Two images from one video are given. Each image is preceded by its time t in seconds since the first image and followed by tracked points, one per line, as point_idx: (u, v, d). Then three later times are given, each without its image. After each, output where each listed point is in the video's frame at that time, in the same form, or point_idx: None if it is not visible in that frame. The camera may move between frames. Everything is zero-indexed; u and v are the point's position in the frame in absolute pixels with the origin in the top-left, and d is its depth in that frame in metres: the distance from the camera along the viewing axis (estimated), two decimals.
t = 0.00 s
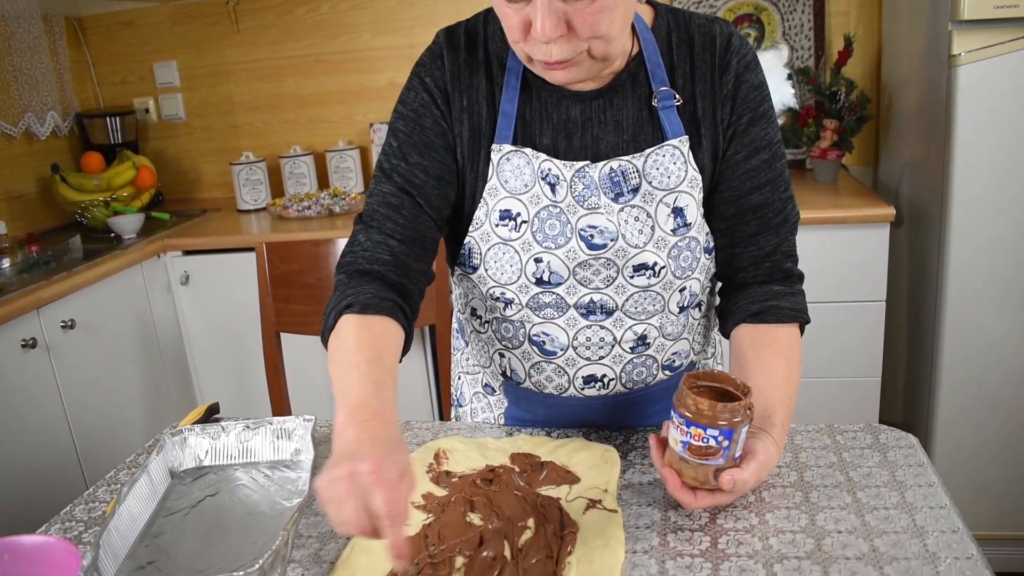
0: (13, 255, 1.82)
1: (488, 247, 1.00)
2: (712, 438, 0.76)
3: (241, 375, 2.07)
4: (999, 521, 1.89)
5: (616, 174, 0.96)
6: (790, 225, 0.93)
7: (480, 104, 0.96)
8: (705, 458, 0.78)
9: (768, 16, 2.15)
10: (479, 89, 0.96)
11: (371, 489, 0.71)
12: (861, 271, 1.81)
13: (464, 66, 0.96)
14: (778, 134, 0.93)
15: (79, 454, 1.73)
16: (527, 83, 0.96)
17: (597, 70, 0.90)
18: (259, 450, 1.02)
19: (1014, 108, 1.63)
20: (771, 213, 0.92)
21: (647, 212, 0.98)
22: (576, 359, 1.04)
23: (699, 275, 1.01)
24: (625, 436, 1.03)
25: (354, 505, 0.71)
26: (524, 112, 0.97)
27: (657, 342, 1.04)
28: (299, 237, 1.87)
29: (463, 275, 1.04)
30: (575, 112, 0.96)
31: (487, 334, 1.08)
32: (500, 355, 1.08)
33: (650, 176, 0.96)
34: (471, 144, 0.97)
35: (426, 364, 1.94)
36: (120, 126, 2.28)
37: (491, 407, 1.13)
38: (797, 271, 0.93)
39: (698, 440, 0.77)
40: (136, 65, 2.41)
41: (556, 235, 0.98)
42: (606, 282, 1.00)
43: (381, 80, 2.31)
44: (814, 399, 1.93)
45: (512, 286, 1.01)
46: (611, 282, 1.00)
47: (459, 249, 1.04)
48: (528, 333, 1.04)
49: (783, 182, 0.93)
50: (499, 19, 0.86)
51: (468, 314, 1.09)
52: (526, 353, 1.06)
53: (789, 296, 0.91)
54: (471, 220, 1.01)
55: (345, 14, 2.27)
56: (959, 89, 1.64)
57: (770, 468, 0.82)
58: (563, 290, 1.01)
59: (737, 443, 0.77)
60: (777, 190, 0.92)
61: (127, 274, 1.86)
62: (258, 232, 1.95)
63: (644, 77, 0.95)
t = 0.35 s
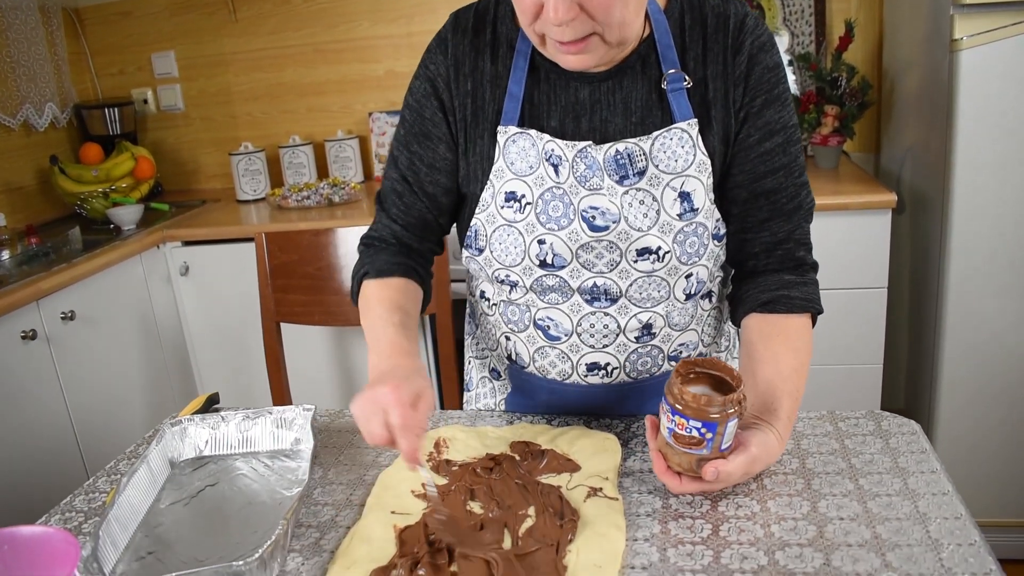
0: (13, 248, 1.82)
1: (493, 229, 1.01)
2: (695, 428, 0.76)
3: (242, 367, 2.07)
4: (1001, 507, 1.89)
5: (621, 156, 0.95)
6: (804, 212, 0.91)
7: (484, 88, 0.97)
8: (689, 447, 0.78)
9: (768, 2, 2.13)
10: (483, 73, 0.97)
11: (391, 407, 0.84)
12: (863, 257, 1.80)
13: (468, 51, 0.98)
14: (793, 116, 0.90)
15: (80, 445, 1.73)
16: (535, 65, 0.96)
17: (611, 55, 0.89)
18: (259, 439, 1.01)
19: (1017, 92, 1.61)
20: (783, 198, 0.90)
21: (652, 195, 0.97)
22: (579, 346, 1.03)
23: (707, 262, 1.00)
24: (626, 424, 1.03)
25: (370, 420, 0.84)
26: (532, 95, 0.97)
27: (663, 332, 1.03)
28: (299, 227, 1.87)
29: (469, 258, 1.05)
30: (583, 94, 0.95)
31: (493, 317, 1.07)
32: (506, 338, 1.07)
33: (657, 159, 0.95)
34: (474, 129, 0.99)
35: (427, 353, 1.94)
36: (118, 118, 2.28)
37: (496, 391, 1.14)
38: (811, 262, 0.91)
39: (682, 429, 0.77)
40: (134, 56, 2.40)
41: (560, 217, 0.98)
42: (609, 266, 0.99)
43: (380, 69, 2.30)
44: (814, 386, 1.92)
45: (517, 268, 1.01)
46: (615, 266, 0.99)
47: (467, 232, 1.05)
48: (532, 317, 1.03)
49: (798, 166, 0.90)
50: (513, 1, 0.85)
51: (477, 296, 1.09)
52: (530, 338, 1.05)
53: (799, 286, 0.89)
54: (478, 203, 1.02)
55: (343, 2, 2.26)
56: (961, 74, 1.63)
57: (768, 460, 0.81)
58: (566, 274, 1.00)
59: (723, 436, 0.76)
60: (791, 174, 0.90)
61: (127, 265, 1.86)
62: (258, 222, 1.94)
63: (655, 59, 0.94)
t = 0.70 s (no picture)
0: (11, 233, 1.81)
1: (514, 182, 1.05)
2: (689, 415, 0.76)
3: (240, 354, 2.07)
4: (1000, 498, 1.88)
5: (635, 120, 0.98)
6: (813, 195, 0.89)
7: (509, 54, 1.06)
8: (685, 434, 0.78)
9: None
10: (508, 41, 1.06)
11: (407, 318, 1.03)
12: (864, 248, 1.79)
13: (496, 21, 1.07)
14: (806, 99, 0.90)
15: (78, 431, 1.73)
16: (562, 34, 1.03)
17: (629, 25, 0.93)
18: (256, 425, 1.01)
19: (1022, 81, 1.60)
20: (792, 177, 0.89)
21: (663, 157, 0.98)
22: (586, 306, 1.04)
23: (715, 229, 0.98)
24: (624, 412, 1.02)
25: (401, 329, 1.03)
26: (558, 62, 1.03)
27: (669, 300, 1.02)
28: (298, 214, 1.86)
29: (490, 213, 1.09)
30: (603, 61, 1.00)
31: (508, 279, 1.11)
32: (517, 300, 1.10)
33: (670, 124, 0.97)
34: (501, 92, 1.07)
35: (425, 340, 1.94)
36: (118, 103, 2.27)
37: (505, 361, 1.16)
38: (817, 246, 0.89)
39: (677, 417, 0.77)
40: (133, 42, 2.39)
41: (575, 168, 1.01)
42: (618, 223, 1.00)
43: (381, 55, 2.29)
44: (814, 376, 1.92)
45: (531, 220, 1.04)
46: (623, 223, 1.00)
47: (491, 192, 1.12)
48: (543, 275, 1.05)
49: (810, 148, 0.89)
50: None
51: (496, 260, 1.13)
52: (540, 297, 1.07)
53: (802, 269, 0.87)
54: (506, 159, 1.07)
55: None
56: (965, 63, 1.62)
57: (767, 445, 0.80)
58: (577, 227, 1.02)
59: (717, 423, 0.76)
60: (800, 155, 0.89)
61: (127, 251, 1.86)
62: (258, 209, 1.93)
63: (674, 33, 0.97)
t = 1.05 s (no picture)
0: (10, 214, 1.81)
1: (524, 144, 1.06)
2: (639, 294, 0.69)
3: (240, 334, 2.07)
4: (1000, 481, 1.88)
5: (643, 80, 1.00)
6: (811, 155, 0.89)
7: (521, 23, 1.07)
8: (636, 321, 0.70)
9: None
10: (521, 11, 1.07)
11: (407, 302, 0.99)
12: (865, 230, 1.79)
13: None
14: (804, 63, 0.91)
15: (78, 412, 1.73)
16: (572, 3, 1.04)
17: None
18: (255, 403, 1.01)
19: None
20: (790, 137, 0.90)
21: (670, 116, 1.00)
22: (595, 265, 1.05)
23: (722, 185, 0.99)
24: (622, 391, 1.02)
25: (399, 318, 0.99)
26: (568, 29, 1.04)
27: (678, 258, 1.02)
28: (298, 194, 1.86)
29: (500, 176, 1.10)
30: (611, 28, 1.02)
31: (517, 245, 1.12)
32: (526, 264, 1.11)
33: (676, 84, 0.99)
34: (510, 57, 1.08)
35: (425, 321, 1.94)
36: (117, 83, 2.26)
37: (515, 330, 1.17)
38: (814, 202, 0.88)
39: (626, 301, 0.70)
40: (132, 21, 2.38)
41: (585, 126, 1.02)
42: (627, 178, 1.01)
43: (381, 36, 2.28)
44: (813, 358, 1.92)
45: (541, 179, 1.05)
46: (632, 179, 1.01)
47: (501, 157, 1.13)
48: (552, 237, 1.06)
49: (808, 112, 0.90)
50: None
51: (504, 227, 1.14)
52: (549, 259, 1.08)
53: (798, 219, 0.87)
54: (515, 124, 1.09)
55: None
56: (968, 45, 1.61)
57: (727, 350, 0.74)
58: (586, 185, 1.03)
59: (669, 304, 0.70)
60: (798, 116, 0.90)
61: (127, 230, 1.86)
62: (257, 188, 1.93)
63: None
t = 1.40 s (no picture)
0: (7, 193, 1.80)
1: (522, 114, 1.06)
2: (625, 218, 0.71)
3: (239, 313, 2.07)
4: (999, 456, 1.89)
5: (643, 50, 1.02)
6: (806, 119, 0.91)
7: None
8: (632, 247, 0.70)
9: None
10: None
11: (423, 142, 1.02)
12: (865, 206, 1.78)
13: None
14: (799, 29, 0.93)
15: (77, 391, 1.73)
16: None
17: None
18: (254, 378, 1.01)
19: None
20: (786, 100, 0.92)
21: (671, 84, 1.01)
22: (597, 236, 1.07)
23: (723, 153, 1.01)
24: (622, 365, 1.02)
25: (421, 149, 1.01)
26: None
27: (680, 226, 1.05)
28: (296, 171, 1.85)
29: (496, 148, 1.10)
30: None
31: (513, 219, 1.11)
32: (524, 238, 1.10)
33: (676, 53, 1.00)
34: (505, 24, 1.06)
35: (425, 299, 1.94)
36: (112, 62, 2.24)
37: (512, 306, 1.13)
38: (812, 159, 0.88)
39: (614, 229, 0.71)
40: None
41: (586, 95, 1.03)
42: (629, 147, 1.03)
43: (378, 12, 2.26)
44: (813, 334, 1.92)
45: (540, 149, 1.06)
46: (634, 147, 1.03)
47: (493, 125, 1.11)
48: (552, 209, 1.07)
49: (803, 76, 0.92)
50: None
51: (498, 201, 1.14)
52: (549, 232, 1.08)
53: (797, 171, 0.87)
54: (511, 93, 1.07)
55: None
56: (971, 19, 1.59)
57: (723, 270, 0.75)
58: (588, 154, 1.04)
59: (656, 223, 0.72)
60: (794, 79, 0.92)
61: (124, 209, 1.85)
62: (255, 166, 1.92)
63: None
